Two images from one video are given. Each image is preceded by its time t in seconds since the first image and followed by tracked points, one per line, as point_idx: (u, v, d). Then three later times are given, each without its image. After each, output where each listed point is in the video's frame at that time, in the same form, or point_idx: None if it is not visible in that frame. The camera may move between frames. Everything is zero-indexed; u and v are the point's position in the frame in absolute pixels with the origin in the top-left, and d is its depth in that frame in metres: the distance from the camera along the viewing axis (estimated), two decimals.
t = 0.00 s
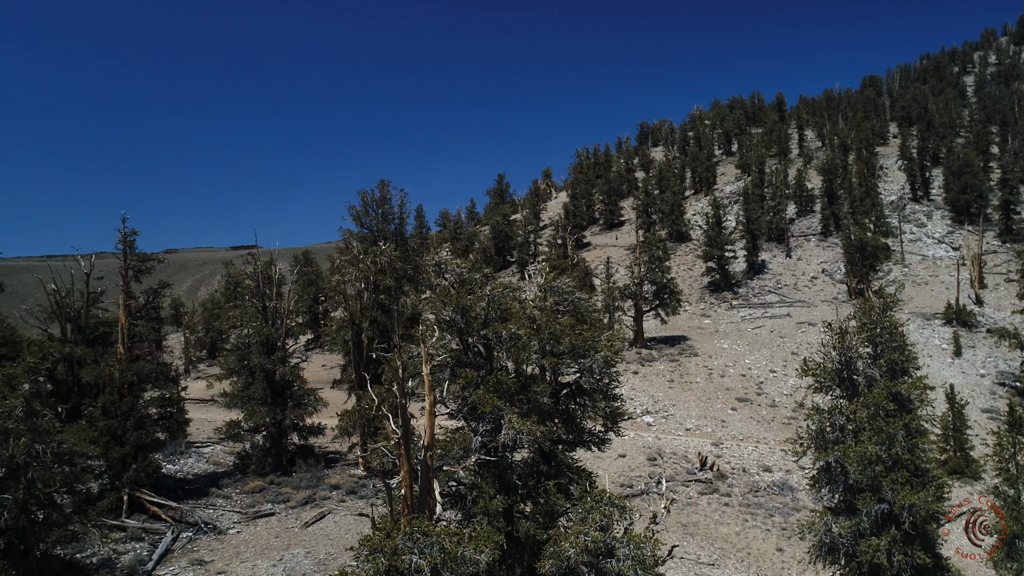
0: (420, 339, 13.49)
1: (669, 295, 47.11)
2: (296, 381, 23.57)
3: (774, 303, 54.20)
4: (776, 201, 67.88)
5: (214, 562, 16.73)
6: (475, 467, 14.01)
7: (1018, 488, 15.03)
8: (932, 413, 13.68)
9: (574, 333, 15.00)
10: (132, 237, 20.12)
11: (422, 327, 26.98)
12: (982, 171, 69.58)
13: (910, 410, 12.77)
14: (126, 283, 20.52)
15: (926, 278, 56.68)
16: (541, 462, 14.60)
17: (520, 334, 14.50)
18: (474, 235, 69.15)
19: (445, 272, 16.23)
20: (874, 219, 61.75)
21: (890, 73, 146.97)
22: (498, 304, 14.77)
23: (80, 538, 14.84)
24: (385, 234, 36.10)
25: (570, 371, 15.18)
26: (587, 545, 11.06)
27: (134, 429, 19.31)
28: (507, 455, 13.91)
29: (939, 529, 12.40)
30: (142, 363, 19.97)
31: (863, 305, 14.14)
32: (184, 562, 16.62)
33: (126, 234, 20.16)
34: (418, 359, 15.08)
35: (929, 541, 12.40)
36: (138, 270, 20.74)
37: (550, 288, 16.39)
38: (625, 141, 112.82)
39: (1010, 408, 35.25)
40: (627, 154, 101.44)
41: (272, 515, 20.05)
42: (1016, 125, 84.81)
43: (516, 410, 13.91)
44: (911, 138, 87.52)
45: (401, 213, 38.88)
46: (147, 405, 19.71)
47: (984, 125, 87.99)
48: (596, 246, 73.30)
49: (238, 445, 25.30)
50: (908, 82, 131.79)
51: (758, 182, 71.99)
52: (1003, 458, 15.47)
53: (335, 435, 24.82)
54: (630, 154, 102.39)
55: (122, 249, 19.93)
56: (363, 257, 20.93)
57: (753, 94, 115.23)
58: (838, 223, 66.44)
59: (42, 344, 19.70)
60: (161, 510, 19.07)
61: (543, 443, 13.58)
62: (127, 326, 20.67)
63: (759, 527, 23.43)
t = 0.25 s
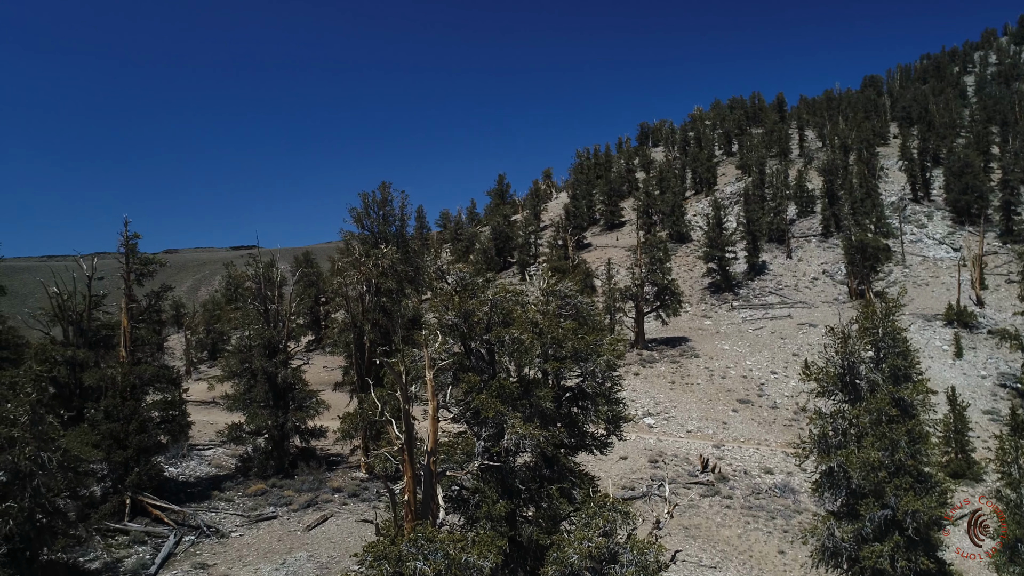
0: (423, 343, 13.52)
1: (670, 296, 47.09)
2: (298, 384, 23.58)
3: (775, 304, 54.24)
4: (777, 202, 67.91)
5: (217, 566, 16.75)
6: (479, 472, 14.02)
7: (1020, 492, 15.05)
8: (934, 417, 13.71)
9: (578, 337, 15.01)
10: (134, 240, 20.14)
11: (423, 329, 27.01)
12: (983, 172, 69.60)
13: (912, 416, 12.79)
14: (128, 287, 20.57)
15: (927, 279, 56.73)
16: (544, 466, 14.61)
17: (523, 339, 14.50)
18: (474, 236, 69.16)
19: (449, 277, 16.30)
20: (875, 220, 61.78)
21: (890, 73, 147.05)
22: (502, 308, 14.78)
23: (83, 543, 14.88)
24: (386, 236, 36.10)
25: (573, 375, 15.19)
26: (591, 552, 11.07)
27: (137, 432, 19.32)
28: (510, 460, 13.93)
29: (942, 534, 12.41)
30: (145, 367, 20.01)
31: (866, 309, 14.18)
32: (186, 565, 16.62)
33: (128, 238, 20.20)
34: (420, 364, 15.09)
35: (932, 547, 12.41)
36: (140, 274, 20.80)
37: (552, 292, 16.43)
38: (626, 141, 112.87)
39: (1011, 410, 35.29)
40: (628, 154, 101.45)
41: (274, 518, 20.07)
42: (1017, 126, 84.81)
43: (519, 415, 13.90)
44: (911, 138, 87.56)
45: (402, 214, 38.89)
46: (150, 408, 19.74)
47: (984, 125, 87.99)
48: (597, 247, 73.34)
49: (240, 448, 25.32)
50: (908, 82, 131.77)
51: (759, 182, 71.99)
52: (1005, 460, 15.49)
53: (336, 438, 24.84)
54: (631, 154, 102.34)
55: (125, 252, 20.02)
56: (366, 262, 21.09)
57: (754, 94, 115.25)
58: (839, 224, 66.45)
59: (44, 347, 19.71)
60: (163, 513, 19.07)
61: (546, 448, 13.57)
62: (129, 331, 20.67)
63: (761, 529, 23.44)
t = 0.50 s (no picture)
0: (425, 347, 13.57)
1: (670, 297, 47.10)
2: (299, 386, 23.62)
3: (775, 304, 54.28)
4: (777, 202, 67.93)
5: (218, 569, 16.78)
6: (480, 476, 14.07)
7: (1019, 495, 15.09)
8: (934, 421, 13.75)
9: (578, 340, 15.04)
10: (136, 243, 20.16)
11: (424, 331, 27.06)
12: (983, 172, 69.60)
13: (912, 420, 12.83)
14: (129, 290, 20.61)
15: (927, 279, 56.75)
16: (545, 469, 14.65)
17: (524, 342, 14.54)
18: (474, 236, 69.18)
19: (450, 281, 16.34)
20: (875, 220, 61.79)
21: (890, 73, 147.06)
22: (503, 311, 14.81)
23: (85, 546, 14.91)
24: (387, 237, 36.13)
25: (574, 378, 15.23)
26: (592, 556, 11.10)
27: (138, 435, 19.35)
28: (511, 463, 13.96)
29: (942, 537, 12.43)
30: (146, 370, 20.04)
31: (865, 313, 14.22)
32: (187, 568, 16.65)
33: (130, 241, 20.23)
34: (421, 368, 15.12)
35: (932, 551, 12.45)
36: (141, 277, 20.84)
37: (553, 295, 16.47)
38: (626, 142, 112.96)
39: (1011, 411, 35.33)
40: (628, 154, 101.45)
41: (275, 520, 20.11)
42: (1017, 126, 84.84)
43: (520, 418, 13.94)
44: (911, 139, 87.60)
45: (403, 216, 38.93)
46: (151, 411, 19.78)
47: (984, 125, 88.00)
48: (597, 248, 73.37)
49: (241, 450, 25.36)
50: (908, 82, 131.79)
51: (759, 183, 71.98)
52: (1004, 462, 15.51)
53: (337, 439, 24.88)
54: (631, 155, 102.33)
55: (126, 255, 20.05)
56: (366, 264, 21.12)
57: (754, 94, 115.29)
58: (839, 224, 66.47)
59: (46, 349, 19.74)
60: (164, 515, 19.10)
61: (546, 451, 13.61)
62: (130, 334, 20.69)
63: (761, 531, 23.46)
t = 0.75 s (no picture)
0: (427, 350, 13.60)
1: (670, 298, 47.09)
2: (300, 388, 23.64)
3: (775, 305, 54.32)
4: (777, 203, 67.94)
5: (220, 571, 16.80)
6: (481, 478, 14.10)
7: (1020, 497, 15.12)
8: (935, 424, 13.79)
9: (579, 342, 15.06)
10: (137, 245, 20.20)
11: (425, 332, 27.09)
12: (983, 173, 69.62)
13: (913, 424, 12.86)
14: (131, 292, 20.62)
15: (927, 280, 56.78)
16: (546, 471, 14.67)
17: (525, 345, 14.55)
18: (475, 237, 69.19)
19: (451, 283, 16.37)
20: (875, 221, 61.80)
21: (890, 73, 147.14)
22: (504, 314, 14.83)
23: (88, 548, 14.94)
24: (387, 238, 36.16)
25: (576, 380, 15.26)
26: (594, 559, 11.12)
27: (140, 437, 19.38)
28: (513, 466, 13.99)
29: (943, 540, 12.45)
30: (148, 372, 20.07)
31: (866, 316, 14.26)
32: (190, 570, 16.67)
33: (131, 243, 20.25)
34: (423, 371, 15.15)
35: (932, 554, 12.48)
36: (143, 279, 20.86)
37: (554, 297, 16.50)
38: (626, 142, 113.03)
39: (1011, 412, 35.36)
40: (628, 155, 101.44)
41: (277, 522, 20.15)
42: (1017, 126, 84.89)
43: (521, 421, 13.97)
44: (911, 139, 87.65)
45: (403, 217, 38.96)
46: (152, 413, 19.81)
47: (984, 126, 88.03)
48: (597, 248, 73.43)
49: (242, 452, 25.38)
50: (908, 82, 131.82)
51: (760, 183, 71.97)
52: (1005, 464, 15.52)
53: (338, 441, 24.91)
54: (631, 155, 102.30)
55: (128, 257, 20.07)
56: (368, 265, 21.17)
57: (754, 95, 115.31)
58: (839, 225, 66.51)
59: (47, 351, 19.77)
60: (166, 517, 19.13)
61: (547, 454, 13.63)
62: (131, 336, 20.70)
63: (761, 532, 23.49)
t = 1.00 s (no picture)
0: (429, 349, 13.61)
1: (670, 297, 47.08)
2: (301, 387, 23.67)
3: (775, 304, 54.35)
4: (777, 202, 67.93)
5: (222, 569, 16.83)
6: (483, 477, 14.12)
7: (1020, 496, 15.16)
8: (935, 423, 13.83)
9: (580, 342, 15.07)
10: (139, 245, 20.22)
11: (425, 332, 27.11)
12: (983, 172, 69.60)
13: (913, 424, 12.90)
14: (132, 291, 20.63)
15: (927, 279, 56.78)
16: (547, 470, 14.69)
17: (526, 345, 14.55)
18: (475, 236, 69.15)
19: (452, 283, 16.38)
20: (875, 220, 61.79)
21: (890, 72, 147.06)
22: (506, 313, 14.85)
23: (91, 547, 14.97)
24: (388, 237, 36.17)
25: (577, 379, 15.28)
26: (595, 558, 11.14)
27: (141, 436, 19.40)
28: (514, 465, 14.02)
29: (944, 539, 12.48)
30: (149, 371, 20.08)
31: (866, 316, 14.28)
32: (191, 569, 16.70)
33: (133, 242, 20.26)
34: (424, 370, 15.17)
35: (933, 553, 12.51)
36: (144, 279, 20.87)
37: (556, 296, 16.52)
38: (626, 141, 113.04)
39: (1012, 411, 35.39)
40: (628, 153, 101.36)
41: (278, 521, 20.18)
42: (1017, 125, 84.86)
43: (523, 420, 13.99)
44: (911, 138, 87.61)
45: (404, 216, 38.97)
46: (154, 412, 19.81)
47: (984, 125, 88.00)
48: (597, 247, 73.43)
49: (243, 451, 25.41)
50: (908, 82, 131.71)
51: (760, 182, 71.91)
52: (1005, 463, 15.54)
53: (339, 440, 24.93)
54: (631, 154, 102.17)
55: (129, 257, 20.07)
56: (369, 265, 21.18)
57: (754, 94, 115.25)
58: (839, 224, 66.51)
59: (49, 350, 19.80)
60: (167, 516, 19.16)
61: (549, 453, 13.65)
62: (132, 335, 20.71)
63: (762, 531, 23.52)
